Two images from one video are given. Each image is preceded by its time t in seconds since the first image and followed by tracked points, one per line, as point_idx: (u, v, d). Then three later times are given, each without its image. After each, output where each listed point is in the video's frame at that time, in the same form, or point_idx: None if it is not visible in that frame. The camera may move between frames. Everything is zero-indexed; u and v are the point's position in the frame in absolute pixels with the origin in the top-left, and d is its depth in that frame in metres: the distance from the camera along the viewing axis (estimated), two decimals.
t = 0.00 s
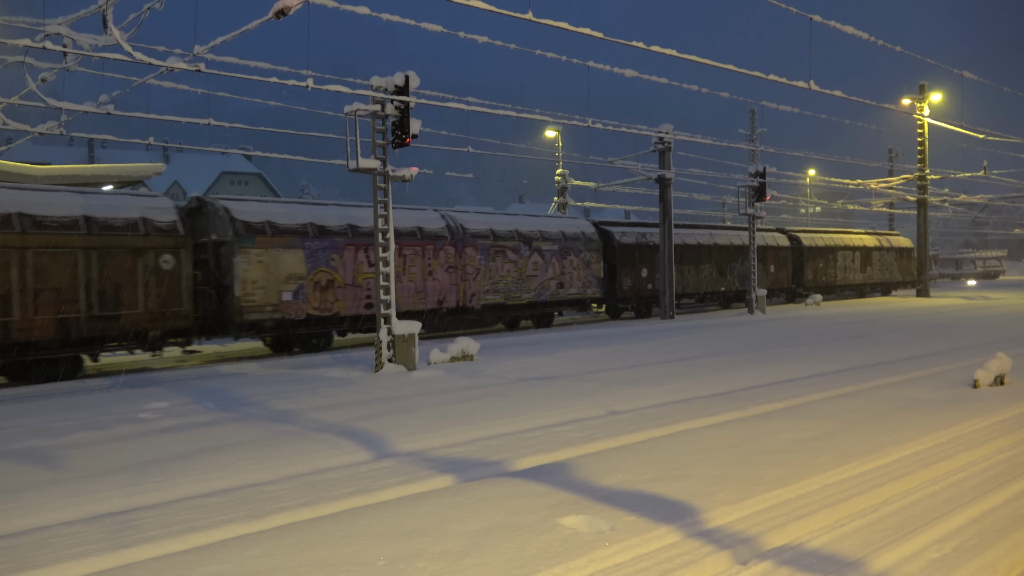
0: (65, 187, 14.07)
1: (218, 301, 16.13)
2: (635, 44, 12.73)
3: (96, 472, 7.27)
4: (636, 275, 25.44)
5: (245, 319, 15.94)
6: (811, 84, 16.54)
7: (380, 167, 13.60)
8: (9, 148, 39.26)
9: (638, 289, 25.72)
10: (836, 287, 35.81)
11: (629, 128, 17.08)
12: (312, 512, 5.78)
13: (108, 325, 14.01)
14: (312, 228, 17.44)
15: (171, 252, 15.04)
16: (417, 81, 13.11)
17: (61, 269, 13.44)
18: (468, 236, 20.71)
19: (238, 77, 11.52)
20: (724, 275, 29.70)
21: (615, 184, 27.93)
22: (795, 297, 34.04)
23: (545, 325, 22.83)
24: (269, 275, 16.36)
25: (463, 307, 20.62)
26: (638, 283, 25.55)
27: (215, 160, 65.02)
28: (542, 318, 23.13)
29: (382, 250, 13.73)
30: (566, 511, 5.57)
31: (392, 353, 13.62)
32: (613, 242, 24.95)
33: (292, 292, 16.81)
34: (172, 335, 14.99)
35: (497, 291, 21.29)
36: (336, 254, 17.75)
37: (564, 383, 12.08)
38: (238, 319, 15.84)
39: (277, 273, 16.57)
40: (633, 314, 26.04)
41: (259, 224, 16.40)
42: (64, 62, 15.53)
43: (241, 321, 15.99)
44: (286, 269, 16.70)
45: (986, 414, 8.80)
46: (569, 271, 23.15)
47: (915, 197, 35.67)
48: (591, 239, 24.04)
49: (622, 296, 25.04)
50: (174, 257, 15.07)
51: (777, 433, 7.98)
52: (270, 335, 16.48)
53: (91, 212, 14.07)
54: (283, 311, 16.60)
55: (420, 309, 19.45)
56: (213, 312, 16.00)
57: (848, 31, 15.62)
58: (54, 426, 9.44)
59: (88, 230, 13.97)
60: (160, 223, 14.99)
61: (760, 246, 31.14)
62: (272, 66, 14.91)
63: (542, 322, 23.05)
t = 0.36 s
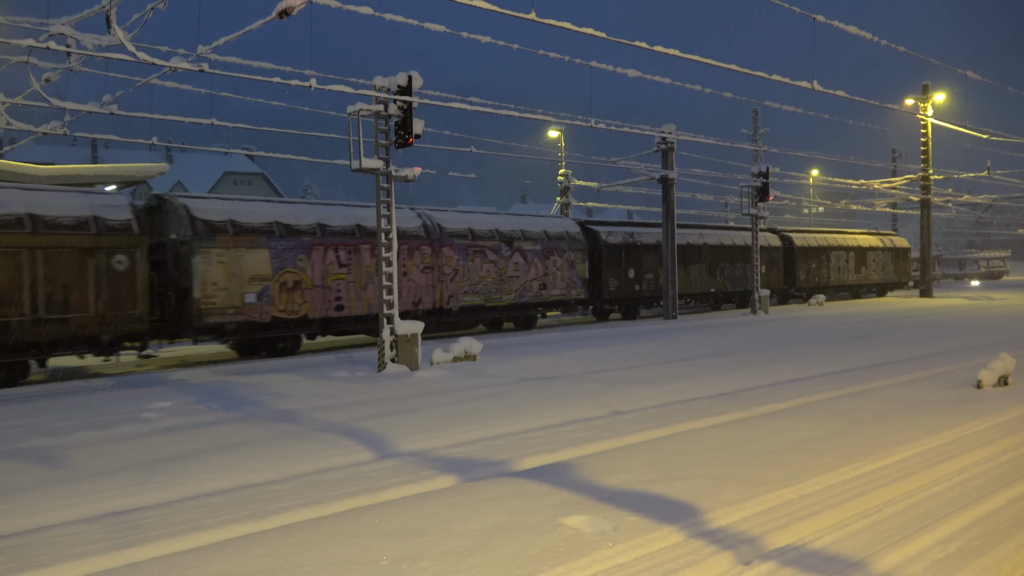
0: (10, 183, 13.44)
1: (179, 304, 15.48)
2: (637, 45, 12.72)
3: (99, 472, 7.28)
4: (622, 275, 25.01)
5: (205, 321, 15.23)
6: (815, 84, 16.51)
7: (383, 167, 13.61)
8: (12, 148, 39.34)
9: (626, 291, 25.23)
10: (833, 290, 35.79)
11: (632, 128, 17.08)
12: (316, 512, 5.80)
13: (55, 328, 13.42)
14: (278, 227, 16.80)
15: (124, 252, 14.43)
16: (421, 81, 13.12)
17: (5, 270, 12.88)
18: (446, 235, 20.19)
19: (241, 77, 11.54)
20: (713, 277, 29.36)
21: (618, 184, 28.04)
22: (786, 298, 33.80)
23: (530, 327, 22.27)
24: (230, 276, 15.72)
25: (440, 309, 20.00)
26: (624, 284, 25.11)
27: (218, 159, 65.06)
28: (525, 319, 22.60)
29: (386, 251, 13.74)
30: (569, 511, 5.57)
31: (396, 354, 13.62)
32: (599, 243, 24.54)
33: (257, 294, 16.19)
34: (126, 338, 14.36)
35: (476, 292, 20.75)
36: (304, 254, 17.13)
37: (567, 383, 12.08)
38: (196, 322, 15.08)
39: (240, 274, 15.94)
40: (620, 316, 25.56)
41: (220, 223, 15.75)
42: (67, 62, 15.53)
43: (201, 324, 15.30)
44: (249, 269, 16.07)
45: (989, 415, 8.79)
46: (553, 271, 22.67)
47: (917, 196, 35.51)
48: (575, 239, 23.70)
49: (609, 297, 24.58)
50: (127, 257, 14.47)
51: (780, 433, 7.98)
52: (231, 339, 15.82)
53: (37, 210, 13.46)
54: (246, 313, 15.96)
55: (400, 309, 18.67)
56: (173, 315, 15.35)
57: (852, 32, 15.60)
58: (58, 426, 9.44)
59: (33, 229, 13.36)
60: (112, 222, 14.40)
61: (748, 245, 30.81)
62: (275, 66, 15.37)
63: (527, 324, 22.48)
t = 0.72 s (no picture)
0: None
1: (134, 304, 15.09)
2: (642, 44, 12.71)
3: (103, 471, 7.29)
4: (609, 275, 24.48)
5: (161, 324, 14.91)
6: (820, 83, 16.44)
7: (387, 167, 13.62)
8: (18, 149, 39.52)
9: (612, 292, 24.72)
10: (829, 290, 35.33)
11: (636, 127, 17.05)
12: (320, 511, 5.80)
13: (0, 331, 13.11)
14: (240, 225, 16.35)
15: (74, 252, 14.12)
16: (425, 80, 13.12)
17: None
18: (422, 234, 19.42)
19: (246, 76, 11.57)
20: (704, 277, 28.82)
21: (623, 184, 28.06)
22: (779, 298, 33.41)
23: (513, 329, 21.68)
24: (189, 276, 15.32)
25: (417, 311, 19.37)
26: (611, 284, 24.58)
27: (223, 159, 65.21)
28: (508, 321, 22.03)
29: (390, 250, 13.74)
30: (573, 511, 5.56)
31: (400, 353, 13.62)
32: (586, 242, 23.97)
33: (219, 295, 15.80)
34: (77, 341, 14.09)
35: (455, 293, 20.10)
36: (269, 253, 16.69)
37: (571, 382, 12.07)
38: (151, 325, 14.76)
39: (200, 274, 15.56)
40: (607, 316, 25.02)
41: (178, 221, 15.30)
42: (72, 62, 15.57)
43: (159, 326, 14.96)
44: (209, 270, 15.67)
45: (996, 415, 8.74)
46: (536, 271, 22.18)
47: (923, 195, 35.31)
48: (560, 237, 23.16)
49: (595, 298, 24.06)
50: (77, 257, 14.15)
51: (786, 433, 7.96)
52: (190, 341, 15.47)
53: None
54: (206, 315, 15.56)
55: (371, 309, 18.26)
56: (129, 316, 15.01)
57: (857, 30, 15.54)
58: (63, 424, 9.47)
59: None
60: (60, 221, 14.04)
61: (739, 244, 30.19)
62: (281, 66, 16.21)
63: (509, 325, 21.95)
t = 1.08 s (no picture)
0: None
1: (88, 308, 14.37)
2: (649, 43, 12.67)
3: (110, 470, 7.33)
4: (598, 275, 23.95)
5: (115, 327, 14.20)
6: (827, 82, 16.37)
7: (393, 167, 13.64)
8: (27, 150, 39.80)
9: (601, 293, 24.20)
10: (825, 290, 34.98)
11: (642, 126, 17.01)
12: (327, 510, 5.82)
13: None
14: (202, 224, 15.63)
15: (18, 252, 13.53)
16: (431, 80, 13.11)
17: None
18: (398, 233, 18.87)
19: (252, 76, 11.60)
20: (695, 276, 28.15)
21: (628, 184, 28.20)
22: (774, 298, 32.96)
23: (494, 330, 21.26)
24: (144, 277, 14.62)
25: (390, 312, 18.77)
26: (599, 285, 24.02)
27: (230, 159, 65.41)
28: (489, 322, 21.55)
29: (396, 249, 13.75)
30: (579, 510, 5.57)
31: (406, 352, 13.64)
32: (572, 241, 23.47)
33: (179, 297, 15.10)
34: (23, 347, 13.46)
35: (432, 294, 19.60)
36: (232, 253, 16.00)
37: (577, 382, 12.06)
38: (105, 329, 14.06)
39: (157, 275, 14.85)
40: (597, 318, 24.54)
41: (133, 219, 14.60)
42: (79, 62, 15.61)
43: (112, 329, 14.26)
44: (168, 270, 14.97)
45: (1005, 414, 8.68)
46: (518, 271, 21.66)
47: (930, 194, 35.12)
48: (543, 236, 22.68)
49: (583, 299, 23.52)
50: (21, 257, 13.55)
51: (793, 432, 7.94)
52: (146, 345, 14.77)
53: None
54: (164, 318, 14.87)
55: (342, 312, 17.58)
56: (82, 320, 14.27)
57: (865, 28, 15.46)
58: (71, 423, 9.51)
59: None
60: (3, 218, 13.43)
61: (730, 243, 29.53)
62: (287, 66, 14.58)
63: (491, 326, 21.44)
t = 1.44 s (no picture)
0: None
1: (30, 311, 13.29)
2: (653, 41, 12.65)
3: (116, 468, 7.35)
4: (582, 274, 23.45)
5: (61, 331, 13.13)
6: (833, 80, 16.32)
7: (398, 166, 13.65)
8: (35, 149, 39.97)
9: (586, 292, 23.71)
10: (818, 290, 34.73)
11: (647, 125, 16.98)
12: (332, 508, 5.84)
13: None
14: (156, 222, 14.67)
15: None
16: (436, 79, 13.11)
17: None
18: (369, 230, 18.08)
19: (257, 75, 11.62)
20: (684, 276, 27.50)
21: (632, 184, 28.41)
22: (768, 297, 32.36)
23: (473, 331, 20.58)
24: (92, 278, 13.60)
25: (361, 314, 17.78)
26: (583, 284, 23.52)
27: (235, 158, 65.54)
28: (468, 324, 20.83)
29: (401, 248, 13.76)
30: (584, 509, 5.57)
31: (411, 351, 13.65)
32: (556, 239, 22.99)
33: (131, 298, 14.09)
34: None
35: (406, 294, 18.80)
36: (189, 252, 15.05)
37: (582, 381, 12.05)
38: (50, 332, 12.99)
39: (107, 275, 13.86)
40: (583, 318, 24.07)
41: (80, 216, 13.58)
42: (85, 62, 15.64)
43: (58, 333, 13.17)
44: (118, 270, 13.98)
45: (1011, 414, 8.65)
46: (498, 270, 21.06)
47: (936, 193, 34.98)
48: (524, 235, 22.14)
49: (567, 299, 23.05)
50: None
51: (798, 432, 7.92)
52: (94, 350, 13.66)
53: None
54: (114, 321, 13.84)
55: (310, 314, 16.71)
56: (24, 324, 13.17)
57: (871, 27, 15.43)
58: (77, 422, 9.54)
59: None
60: None
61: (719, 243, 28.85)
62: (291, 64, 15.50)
63: (468, 327, 20.74)
